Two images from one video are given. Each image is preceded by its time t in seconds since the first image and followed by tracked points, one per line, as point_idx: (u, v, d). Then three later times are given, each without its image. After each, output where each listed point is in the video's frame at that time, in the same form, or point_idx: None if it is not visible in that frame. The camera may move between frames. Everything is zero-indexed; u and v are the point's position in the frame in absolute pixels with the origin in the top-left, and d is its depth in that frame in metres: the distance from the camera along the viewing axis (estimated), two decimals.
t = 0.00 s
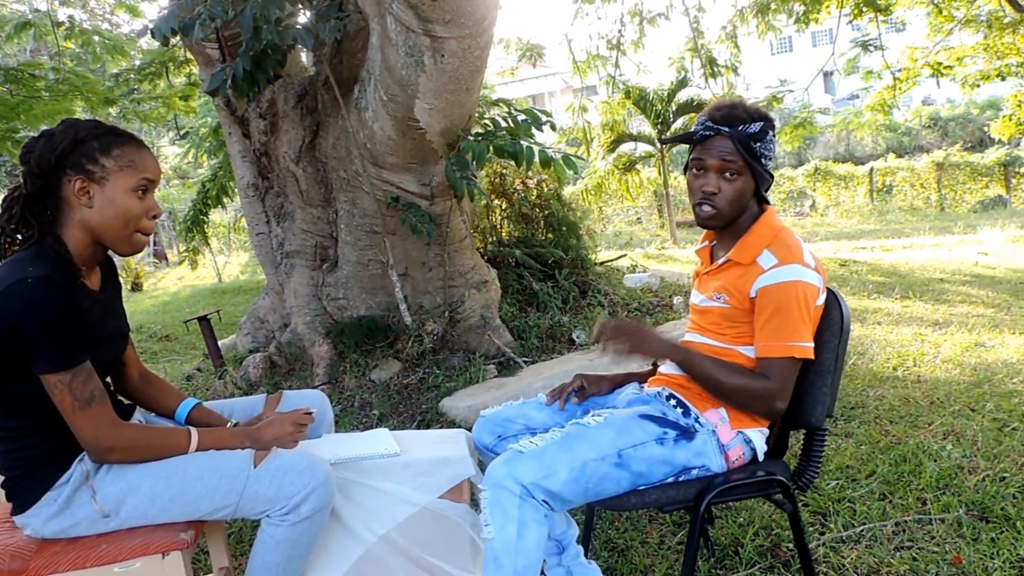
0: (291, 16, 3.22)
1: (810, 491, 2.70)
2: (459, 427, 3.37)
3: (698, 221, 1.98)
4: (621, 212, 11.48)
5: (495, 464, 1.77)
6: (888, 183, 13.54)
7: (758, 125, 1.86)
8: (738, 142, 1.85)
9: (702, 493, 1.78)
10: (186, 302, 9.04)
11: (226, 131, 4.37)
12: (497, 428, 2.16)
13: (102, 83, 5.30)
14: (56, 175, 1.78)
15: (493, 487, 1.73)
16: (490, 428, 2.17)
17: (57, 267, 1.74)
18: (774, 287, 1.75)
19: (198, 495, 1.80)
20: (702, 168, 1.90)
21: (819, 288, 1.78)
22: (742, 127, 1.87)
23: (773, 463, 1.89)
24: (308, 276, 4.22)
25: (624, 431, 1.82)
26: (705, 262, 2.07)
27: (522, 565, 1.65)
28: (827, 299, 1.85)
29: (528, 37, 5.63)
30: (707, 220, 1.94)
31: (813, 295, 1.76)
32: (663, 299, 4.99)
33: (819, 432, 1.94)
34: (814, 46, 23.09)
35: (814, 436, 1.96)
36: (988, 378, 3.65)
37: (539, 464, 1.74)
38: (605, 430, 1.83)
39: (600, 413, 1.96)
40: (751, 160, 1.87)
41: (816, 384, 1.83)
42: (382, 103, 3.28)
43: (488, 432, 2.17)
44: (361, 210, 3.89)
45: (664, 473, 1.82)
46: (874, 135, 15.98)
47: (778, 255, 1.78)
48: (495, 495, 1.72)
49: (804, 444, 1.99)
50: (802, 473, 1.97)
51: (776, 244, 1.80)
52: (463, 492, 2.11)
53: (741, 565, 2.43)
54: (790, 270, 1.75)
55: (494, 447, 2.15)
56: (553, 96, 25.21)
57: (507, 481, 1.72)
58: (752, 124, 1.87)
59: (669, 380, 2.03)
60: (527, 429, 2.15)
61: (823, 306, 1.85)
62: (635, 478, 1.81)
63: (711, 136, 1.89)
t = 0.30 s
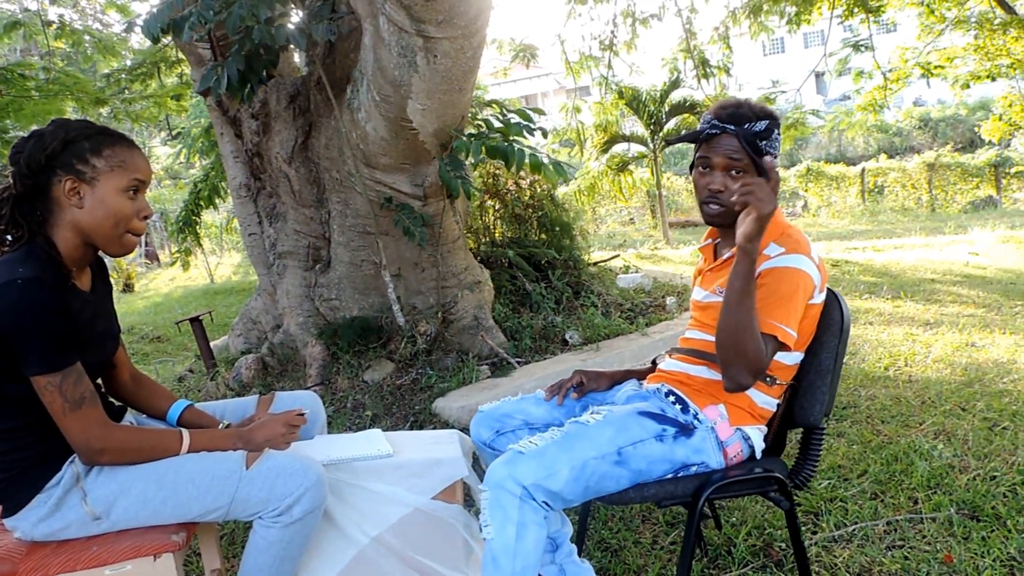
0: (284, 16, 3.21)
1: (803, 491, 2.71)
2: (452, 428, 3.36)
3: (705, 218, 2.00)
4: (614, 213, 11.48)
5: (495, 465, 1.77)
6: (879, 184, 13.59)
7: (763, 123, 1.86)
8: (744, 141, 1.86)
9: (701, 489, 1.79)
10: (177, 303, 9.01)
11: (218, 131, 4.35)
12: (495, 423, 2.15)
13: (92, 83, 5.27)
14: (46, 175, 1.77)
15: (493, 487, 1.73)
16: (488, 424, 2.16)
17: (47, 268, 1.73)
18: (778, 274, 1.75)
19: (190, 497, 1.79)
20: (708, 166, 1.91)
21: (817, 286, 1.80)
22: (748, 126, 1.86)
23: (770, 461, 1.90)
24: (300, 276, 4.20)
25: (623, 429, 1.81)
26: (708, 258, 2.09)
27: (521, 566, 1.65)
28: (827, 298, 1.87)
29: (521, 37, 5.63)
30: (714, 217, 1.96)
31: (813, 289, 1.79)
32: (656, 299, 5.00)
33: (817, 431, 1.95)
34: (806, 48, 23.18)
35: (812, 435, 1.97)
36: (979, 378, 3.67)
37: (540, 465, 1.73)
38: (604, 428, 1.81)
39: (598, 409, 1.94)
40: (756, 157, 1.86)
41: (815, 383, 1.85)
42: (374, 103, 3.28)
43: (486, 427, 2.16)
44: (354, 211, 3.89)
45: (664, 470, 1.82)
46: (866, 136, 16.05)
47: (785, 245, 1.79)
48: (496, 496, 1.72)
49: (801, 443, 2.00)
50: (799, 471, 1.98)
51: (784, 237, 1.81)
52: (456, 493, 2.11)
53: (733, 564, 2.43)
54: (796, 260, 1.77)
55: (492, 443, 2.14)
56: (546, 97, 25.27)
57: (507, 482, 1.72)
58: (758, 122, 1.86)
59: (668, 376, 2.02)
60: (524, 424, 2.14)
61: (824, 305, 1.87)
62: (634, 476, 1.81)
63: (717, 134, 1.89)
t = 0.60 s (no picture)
0: (274, 16, 3.20)
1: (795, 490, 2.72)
2: (444, 429, 3.36)
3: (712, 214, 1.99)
4: (606, 213, 11.50)
5: (499, 465, 1.76)
6: (869, 184, 13.66)
7: (776, 123, 1.87)
8: (756, 138, 1.86)
9: (701, 481, 1.80)
10: (168, 304, 8.97)
11: (208, 131, 4.32)
12: (496, 417, 2.15)
13: (81, 84, 5.25)
14: (35, 176, 1.76)
15: (497, 487, 1.72)
16: (489, 417, 2.16)
17: (37, 269, 1.72)
18: (784, 274, 1.77)
19: (181, 499, 1.78)
20: (718, 161, 1.90)
21: (823, 286, 1.82)
22: (760, 124, 1.87)
23: (770, 457, 1.90)
24: (291, 277, 4.19)
25: (625, 425, 1.81)
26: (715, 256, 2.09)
27: (523, 566, 1.64)
28: (831, 299, 1.89)
29: (512, 38, 5.63)
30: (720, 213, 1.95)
31: (819, 290, 1.81)
32: (648, 299, 5.01)
33: (817, 429, 1.96)
34: (796, 48, 23.28)
35: (812, 433, 1.98)
36: (968, 377, 3.69)
37: (543, 464, 1.72)
38: (606, 424, 1.81)
39: (599, 405, 1.94)
40: (767, 155, 1.87)
41: (817, 381, 1.86)
42: (366, 103, 3.27)
43: (487, 421, 2.16)
44: (346, 211, 3.88)
45: (665, 464, 1.82)
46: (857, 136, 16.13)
47: (790, 245, 1.82)
48: (498, 496, 1.71)
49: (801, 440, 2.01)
50: (798, 469, 1.98)
51: (789, 238, 1.84)
52: (449, 493, 2.12)
53: (725, 564, 2.44)
54: (802, 260, 1.79)
55: (492, 437, 2.14)
56: (538, 97, 25.30)
57: (511, 483, 1.71)
58: (771, 122, 1.87)
59: (670, 370, 2.03)
60: (526, 418, 2.14)
61: (829, 304, 1.89)
62: (637, 470, 1.81)
63: (729, 130, 1.89)
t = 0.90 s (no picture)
0: (265, 16, 3.19)
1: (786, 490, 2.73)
2: (436, 430, 3.36)
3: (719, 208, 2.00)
4: (598, 214, 11.51)
5: (496, 465, 1.76)
6: (860, 185, 13.73)
7: (793, 125, 1.88)
8: (772, 137, 1.87)
9: (697, 478, 1.80)
10: (158, 305, 8.94)
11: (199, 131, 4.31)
12: (493, 416, 2.15)
13: (70, 84, 5.21)
14: (23, 176, 1.75)
15: (494, 487, 1.72)
16: (485, 417, 2.16)
17: (25, 269, 1.70)
18: (787, 273, 1.77)
19: (172, 501, 1.77)
20: (733, 156, 1.91)
21: (823, 288, 1.82)
22: (778, 124, 1.88)
23: (765, 455, 1.90)
24: (283, 278, 4.18)
25: (622, 423, 1.82)
26: (716, 255, 2.09)
27: (519, 567, 1.63)
28: (829, 300, 1.90)
29: (504, 38, 5.63)
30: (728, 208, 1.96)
31: (819, 291, 1.81)
32: (640, 299, 5.02)
33: (813, 427, 1.97)
34: (787, 49, 23.38)
35: (807, 431, 1.99)
36: (958, 377, 3.71)
37: (540, 463, 1.72)
38: (603, 422, 1.81)
39: (596, 402, 1.94)
40: (781, 156, 1.88)
41: (814, 381, 1.88)
42: (357, 104, 3.27)
43: (483, 420, 2.16)
44: (337, 212, 3.87)
45: (662, 461, 1.82)
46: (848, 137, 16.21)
47: (794, 245, 1.81)
48: (496, 496, 1.71)
49: (796, 439, 2.01)
50: (793, 468, 1.99)
51: (793, 237, 1.83)
52: (441, 494, 2.11)
53: (717, 564, 2.44)
54: (806, 260, 1.79)
55: (488, 436, 2.14)
56: (529, 98, 25.33)
57: (508, 482, 1.70)
58: (788, 123, 1.89)
59: (667, 367, 2.03)
60: (521, 416, 2.14)
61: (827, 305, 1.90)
62: (635, 468, 1.80)
63: (747, 127, 1.90)
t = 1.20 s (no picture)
0: (258, 16, 3.18)
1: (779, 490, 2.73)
2: (430, 431, 3.35)
3: (710, 208, 2.01)
4: (592, 214, 11.54)
5: (489, 465, 1.76)
6: (853, 185, 13.77)
7: (782, 126, 1.88)
8: (761, 138, 1.87)
9: (689, 480, 1.81)
10: (151, 306, 8.92)
11: (192, 131, 4.30)
12: (485, 420, 2.15)
13: (63, 83, 5.20)
14: (16, 177, 1.74)
15: (486, 488, 1.72)
16: (477, 420, 2.16)
17: (17, 269, 1.69)
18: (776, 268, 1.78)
19: (165, 502, 1.76)
20: (722, 157, 1.92)
21: (812, 287, 1.83)
22: (767, 125, 1.89)
23: (757, 456, 1.90)
24: (277, 279, 4.17)
25: (614, 424, 1.82)
26: (706, 255, 2.11)
27: (512, 567, 1.63)
28: (819, 299, 1.91)
29: (499, 39, 5.63)
30: (718, 208, 1.97)
31: (808, 289, 1.82)
32: (634, 300, 5.03)
33: (804, 427, 1.97)
34: (780, 50, 23.46)
35: (799, 432, 1.99)
36: (950, 377, 3.72)
37: (533, 464, 1.73)
38: (595, 423, 1.81)
39: (589, 403, 1.94)
40: (770, 157, 1.88)
41: (805, 381, 1.88)
42: (351, 104, 3.26)
43: (475, 424, 2.15)
44: (332, 212, 3.87)
45: (655, 462, 1.83)
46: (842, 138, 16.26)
47: (786, 241, 1.83)
48: (488, 496, 1.71)
49: (788, 440, 2.02)
50: (785, 468, 2.00)
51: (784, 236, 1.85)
52: (434, 495, 2.11)
53: (710, 564, 2.45)
54: (797, 256, 1.80)
55: (481, 440, 2.13)
56: (523, 98, 25.38)
57: (500, 483, 1.71)
58: (777, 124, 1.89)
59: (659, 369, 2.03)
60: (514, 419, 2.14)
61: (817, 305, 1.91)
62: (627, 469, 1.81)
63: (737, 128, 1.91)
